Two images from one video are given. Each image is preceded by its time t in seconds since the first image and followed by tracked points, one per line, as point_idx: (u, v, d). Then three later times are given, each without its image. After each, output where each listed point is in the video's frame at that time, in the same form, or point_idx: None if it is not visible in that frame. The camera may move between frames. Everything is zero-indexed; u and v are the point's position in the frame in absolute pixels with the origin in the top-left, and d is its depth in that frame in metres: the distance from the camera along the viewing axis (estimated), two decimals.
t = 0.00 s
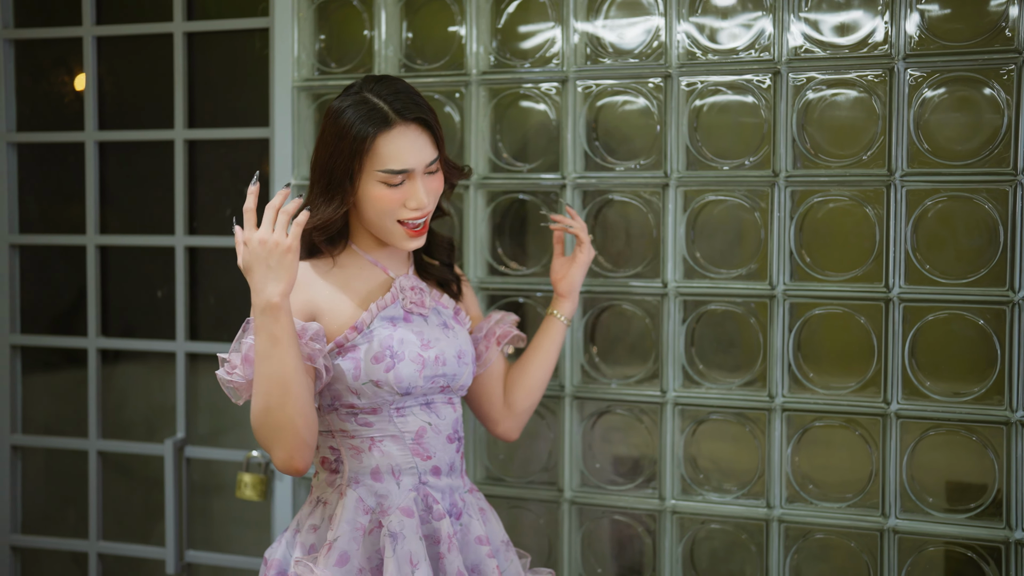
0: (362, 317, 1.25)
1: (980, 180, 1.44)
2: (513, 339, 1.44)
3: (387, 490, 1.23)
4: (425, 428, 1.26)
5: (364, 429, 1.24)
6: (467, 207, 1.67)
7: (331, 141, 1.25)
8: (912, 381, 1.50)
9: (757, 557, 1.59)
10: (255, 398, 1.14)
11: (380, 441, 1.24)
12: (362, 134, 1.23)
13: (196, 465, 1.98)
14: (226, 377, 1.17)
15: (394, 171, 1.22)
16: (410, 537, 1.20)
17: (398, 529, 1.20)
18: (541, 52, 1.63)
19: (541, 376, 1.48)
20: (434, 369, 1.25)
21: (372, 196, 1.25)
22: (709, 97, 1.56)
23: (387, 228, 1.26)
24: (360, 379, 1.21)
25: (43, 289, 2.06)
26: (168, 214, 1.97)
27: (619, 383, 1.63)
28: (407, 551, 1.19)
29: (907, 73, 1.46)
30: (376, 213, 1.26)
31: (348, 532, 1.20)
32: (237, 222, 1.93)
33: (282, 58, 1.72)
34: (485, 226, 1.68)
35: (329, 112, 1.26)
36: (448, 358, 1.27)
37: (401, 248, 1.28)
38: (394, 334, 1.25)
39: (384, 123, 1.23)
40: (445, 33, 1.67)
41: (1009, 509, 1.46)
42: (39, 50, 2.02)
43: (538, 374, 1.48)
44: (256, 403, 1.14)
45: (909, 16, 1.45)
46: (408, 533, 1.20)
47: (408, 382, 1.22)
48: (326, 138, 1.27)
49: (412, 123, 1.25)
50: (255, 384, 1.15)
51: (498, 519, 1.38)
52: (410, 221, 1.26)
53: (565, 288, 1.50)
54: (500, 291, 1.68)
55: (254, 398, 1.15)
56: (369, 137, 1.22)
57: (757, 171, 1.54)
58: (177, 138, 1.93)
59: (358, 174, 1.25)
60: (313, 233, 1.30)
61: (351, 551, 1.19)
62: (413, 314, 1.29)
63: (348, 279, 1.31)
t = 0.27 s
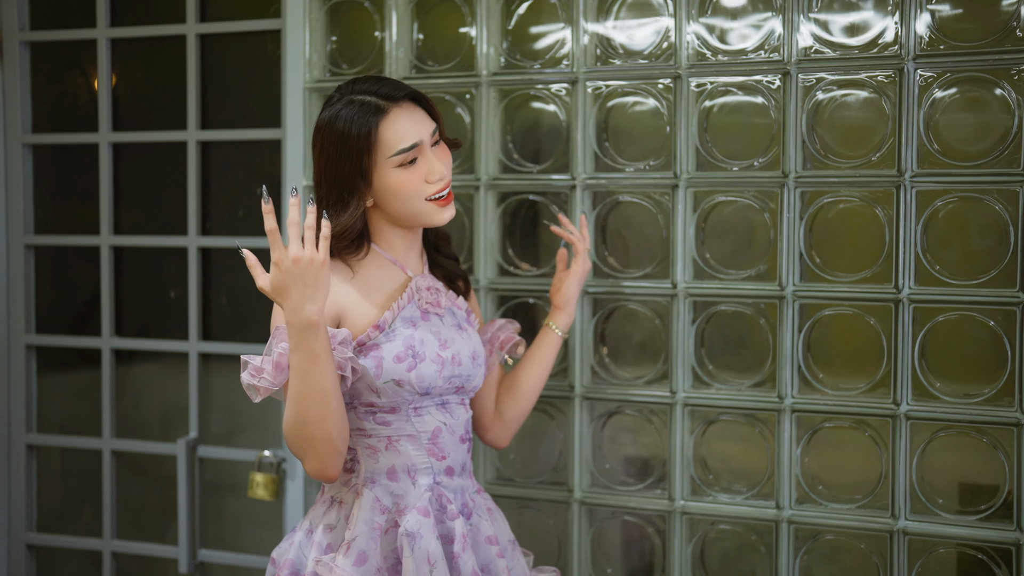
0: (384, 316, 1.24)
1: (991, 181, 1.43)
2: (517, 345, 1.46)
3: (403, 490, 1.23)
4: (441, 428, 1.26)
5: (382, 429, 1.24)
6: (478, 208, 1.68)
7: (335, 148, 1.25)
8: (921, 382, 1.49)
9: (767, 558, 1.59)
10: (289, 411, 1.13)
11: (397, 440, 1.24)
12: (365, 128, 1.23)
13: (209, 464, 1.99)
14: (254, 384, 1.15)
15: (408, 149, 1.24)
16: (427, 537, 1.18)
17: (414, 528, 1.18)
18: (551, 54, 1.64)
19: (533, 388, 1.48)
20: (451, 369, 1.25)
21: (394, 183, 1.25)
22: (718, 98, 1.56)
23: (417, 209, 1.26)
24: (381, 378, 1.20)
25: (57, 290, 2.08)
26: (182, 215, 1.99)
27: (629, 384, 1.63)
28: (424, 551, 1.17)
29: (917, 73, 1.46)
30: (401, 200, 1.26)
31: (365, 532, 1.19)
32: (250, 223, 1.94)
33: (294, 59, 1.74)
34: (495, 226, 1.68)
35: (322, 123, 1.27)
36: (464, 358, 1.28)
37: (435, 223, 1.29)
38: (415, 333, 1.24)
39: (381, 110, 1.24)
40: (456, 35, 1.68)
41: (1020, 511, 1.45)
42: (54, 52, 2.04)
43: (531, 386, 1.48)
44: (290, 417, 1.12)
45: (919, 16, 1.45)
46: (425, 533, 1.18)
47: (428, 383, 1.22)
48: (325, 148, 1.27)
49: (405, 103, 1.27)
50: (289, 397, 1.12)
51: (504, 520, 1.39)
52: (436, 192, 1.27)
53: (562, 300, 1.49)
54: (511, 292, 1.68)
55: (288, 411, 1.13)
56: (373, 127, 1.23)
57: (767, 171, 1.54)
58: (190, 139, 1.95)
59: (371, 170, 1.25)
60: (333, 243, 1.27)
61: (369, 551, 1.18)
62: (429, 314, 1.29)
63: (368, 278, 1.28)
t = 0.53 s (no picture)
0: (396, 315, 1.24)
1: (1001, 180, 1.43)
2: (526, 353, 1.50)
3: (412, 489, 1.23)
4: (451, 427, 1.27)
5: (392, 428, 1.24)
6: (489, 208, 1.68)
7: (335, 143, 1.26)
8: (932, 382, 1.49)
9: (777, 558, 1.59)
10: (307, 424, 1.13)
11: (407, 439, 1.24)
12: (362, 120, 1.25)
13: (222, 462, 2.01)
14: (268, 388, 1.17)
15: (409, 136, 1.24)
16: (436, 536, 1.18)
17: (423, 528, 1.19)
18: (562, 53, 1.64)
19: (534, 399, 1.48)
20: (462, 369, 1.26)
21: (397, 172, 1.25)
22: (729, 97, 1.56)
23: (422, 197, 1.26)
24: (392, 377, 1.20)
25: (72, 289, 2.10)
26: (195, 214, 2.01)
27: (639, 383, 1.63)
28: (432, 551, 1.17)
29: (927, 73, 1.45)
30: (405, 188, 1.26)
31: (374, 530, 1.19)
32: (262, 222, 1.96)
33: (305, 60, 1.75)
34: (506, 226, 1.69)
35: (321, 123, 1.28)
36: (474, 358, 1.28)
37: (443, 211, 1.28)
38: (426, 333, 1.25)
39: (379, 101, 1.26)
40: (466, 34, 1.69)
41: None
42: (69, 53, 2.06)
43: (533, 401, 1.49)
44: (309, 430, 1.13)
45: (930, 16, 1.44)
46: (434, 532, 1.19)
47: (439, 382, 1.23)
48: (325, 146, 1.28)
49: (400, 93, 1.29)
50: (309, 411, 1.12)
51: (512, 520, 1.39)
52: (441, 178, 1.27)
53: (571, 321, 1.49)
54: (522, 292, 1.69)
55: (307, 423, 1.13)
56: (371, 118, 1.24)
57: (777, 171, 1.53)
58: (203, 139, 1.97)
59: (373, 160, 1.26)
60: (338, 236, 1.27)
61: (378, 549, 1.18)
62: (440, 314, 1.29)
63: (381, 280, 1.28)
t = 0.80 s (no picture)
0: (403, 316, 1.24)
1: (1012, 180, 1.42)
2: (535, 361, 1.49)
3: (419, 488, 1.24)
4: (458, 427, 1.27)
5: (398, 427, 1.25)
6: (499, 207, 1.69)
7: (340, 135, 1.28)
8: (941, 382, 1.48)
9: (786, 558, 1.59)
10: (324, 442, 1.12)
11: (414, 439, 1.24)
12: (365, 110, 1.26)
13: (234, 460, 2.03)
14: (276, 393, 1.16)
15: (409, 126, 1.25)
16: (440, 535, 1.18)
17: (428, 527, 1.18)
18: (571, 53, 1.64)
19: (525, 417, 1.46)
20: (468, 369, 1.26)
21: (398, 161, 1.25)
22: (738, 97, 1.56)
23: (422, 187, 1.25)
24: (398, 377, 1.21)
25: (87, 288, 2.12)
26: (208, 214, 2.02)
27: (648, 383, 1.64)
28: (437, 550, 1.17)
29: (937, 72, 1.45)
30: (406, 177, 1.25)
31: (379, 528, 1.19)
32: (274, 222, 1.97)
33: (317, 59, 1.75)
34: (515, 226, 1.69)
35: (329, 116, 1.31)
36: (481, 358, 1.28)
37: (443, 202, 1.26)
38: (433, 333, 1.25)
39: (383, 93, 1.27)
40: (477, 34, 1.69)
41: None
42: (83, 54, 2.08)
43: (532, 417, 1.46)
44: (325, 447, 1.12)
45: (939, 14, 1.44)
46: (438, 531, 1.18)
47: (445, 383, 1.23)
48: (332, 139, 1.30)
49: (406, 86, 1.30)
50: (331, 431, 1.11)
51: (521, 520, 1.39)
52: (442, 169, 1.25)
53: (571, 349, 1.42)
54: (531, 291, 1.69)
55: (325, 441, 1.12)
56: (373, 109, 1.26)
57: (786, 171, 1.53)
58: (216, 139, 1.98)
59: (376, 150, 1.26)
60: (340, 226, 1.27)
61: (382, 548, 1.18)
62: (447, 314, 1.30)
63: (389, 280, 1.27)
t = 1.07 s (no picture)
0: (410, 315, 1.21)
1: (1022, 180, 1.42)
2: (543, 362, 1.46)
3: (427, 487, 1.22)
4: (466, 425, 1.25)
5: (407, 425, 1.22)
6: (507, 207, 1.69)
7: (347, 131, 1.28)
8: (949, 382, 1.48)
9: (794, 558, 1.58)
10: (352, 450, 1.12)
11: (422, 437, 1.22)
12: (372, 106, 1.26)
13: (245, 459, 2.04)
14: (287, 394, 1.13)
15: (414, 122, 1.24)
16: (449, 534, 1.17)
17: (437, 526, 1.17)
18: (580, 53, 1.65)
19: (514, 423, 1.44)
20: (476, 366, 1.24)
21: (401, 156, 1.25)
22: (746, 97, 1.55)
23: (425, 184, 1.24)
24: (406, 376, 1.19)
25: (101, 288, 2.14)
26: (219, 214, 2.04)
27: (656, 383, 1.64)
28: (446, 549, 1.16)
29: (945, 72, 1.45)
30: (410, 173, 1.24)
31: (387, 527, 1.17)
32: (285, 222, 1.98)
33: (327, 59, 1.76)
34: (524, 226, 1.70)
35: (339, 113, 1.31)
36: (490, 357, 1.27)
37: (445, 199, 1.25)
38: (441, 331, 1.22)
39: (390, 89, 1.27)
40: (486, 35, 1.70)
41: None
42: (97, 55, 2.10)
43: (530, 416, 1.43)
44: (351, 455, 1.12)
45: (948, 14, 1.44)
46: (448, 530, 1.17)
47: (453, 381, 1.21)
48: (340, 135, 1.30)
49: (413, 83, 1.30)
50: (363, 441, 1.11)
51: (531, 518, 1.38)
52: (445, 166, 1.24)
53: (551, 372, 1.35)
54: (540, 291, 1.69)
55: (353, 450, 1.12)
56: (380, 104, 1.26)
57: (793, 171, 1.53)
58: (228, 140, 2.00)
59: (381, 145, 1.26)
60: (344, 220, 1.27)
61: (390, 546, 1.16)
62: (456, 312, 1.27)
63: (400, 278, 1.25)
